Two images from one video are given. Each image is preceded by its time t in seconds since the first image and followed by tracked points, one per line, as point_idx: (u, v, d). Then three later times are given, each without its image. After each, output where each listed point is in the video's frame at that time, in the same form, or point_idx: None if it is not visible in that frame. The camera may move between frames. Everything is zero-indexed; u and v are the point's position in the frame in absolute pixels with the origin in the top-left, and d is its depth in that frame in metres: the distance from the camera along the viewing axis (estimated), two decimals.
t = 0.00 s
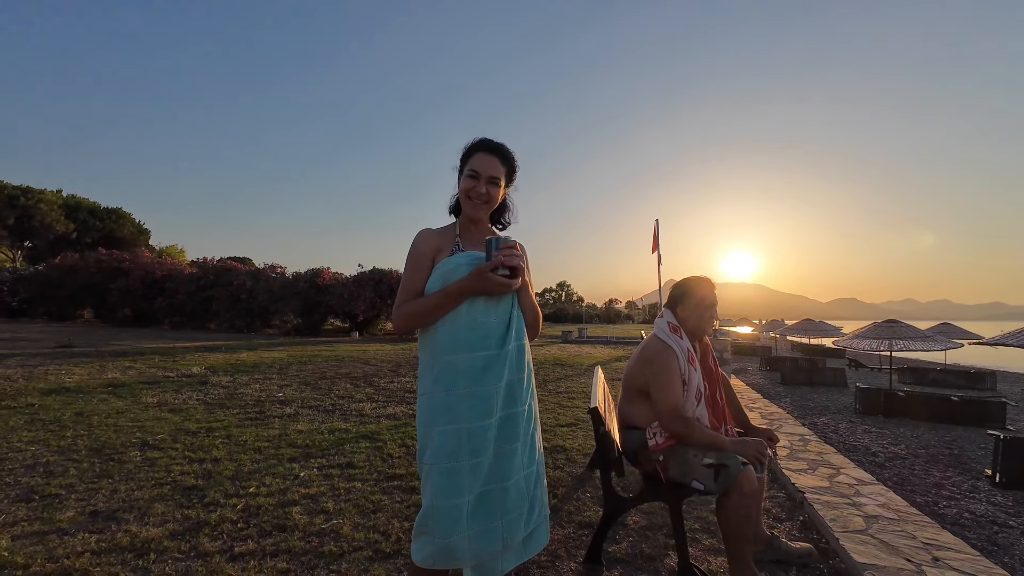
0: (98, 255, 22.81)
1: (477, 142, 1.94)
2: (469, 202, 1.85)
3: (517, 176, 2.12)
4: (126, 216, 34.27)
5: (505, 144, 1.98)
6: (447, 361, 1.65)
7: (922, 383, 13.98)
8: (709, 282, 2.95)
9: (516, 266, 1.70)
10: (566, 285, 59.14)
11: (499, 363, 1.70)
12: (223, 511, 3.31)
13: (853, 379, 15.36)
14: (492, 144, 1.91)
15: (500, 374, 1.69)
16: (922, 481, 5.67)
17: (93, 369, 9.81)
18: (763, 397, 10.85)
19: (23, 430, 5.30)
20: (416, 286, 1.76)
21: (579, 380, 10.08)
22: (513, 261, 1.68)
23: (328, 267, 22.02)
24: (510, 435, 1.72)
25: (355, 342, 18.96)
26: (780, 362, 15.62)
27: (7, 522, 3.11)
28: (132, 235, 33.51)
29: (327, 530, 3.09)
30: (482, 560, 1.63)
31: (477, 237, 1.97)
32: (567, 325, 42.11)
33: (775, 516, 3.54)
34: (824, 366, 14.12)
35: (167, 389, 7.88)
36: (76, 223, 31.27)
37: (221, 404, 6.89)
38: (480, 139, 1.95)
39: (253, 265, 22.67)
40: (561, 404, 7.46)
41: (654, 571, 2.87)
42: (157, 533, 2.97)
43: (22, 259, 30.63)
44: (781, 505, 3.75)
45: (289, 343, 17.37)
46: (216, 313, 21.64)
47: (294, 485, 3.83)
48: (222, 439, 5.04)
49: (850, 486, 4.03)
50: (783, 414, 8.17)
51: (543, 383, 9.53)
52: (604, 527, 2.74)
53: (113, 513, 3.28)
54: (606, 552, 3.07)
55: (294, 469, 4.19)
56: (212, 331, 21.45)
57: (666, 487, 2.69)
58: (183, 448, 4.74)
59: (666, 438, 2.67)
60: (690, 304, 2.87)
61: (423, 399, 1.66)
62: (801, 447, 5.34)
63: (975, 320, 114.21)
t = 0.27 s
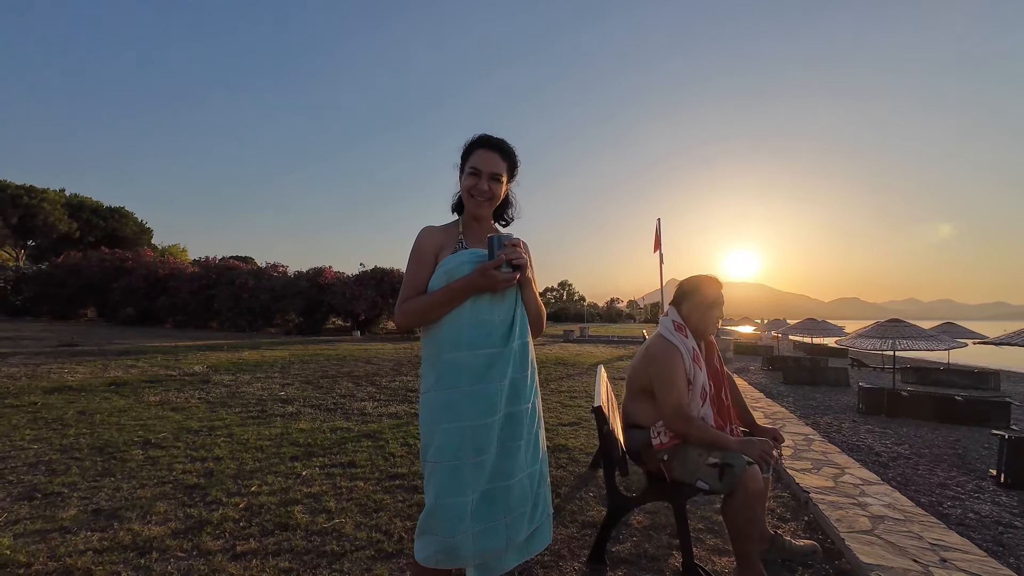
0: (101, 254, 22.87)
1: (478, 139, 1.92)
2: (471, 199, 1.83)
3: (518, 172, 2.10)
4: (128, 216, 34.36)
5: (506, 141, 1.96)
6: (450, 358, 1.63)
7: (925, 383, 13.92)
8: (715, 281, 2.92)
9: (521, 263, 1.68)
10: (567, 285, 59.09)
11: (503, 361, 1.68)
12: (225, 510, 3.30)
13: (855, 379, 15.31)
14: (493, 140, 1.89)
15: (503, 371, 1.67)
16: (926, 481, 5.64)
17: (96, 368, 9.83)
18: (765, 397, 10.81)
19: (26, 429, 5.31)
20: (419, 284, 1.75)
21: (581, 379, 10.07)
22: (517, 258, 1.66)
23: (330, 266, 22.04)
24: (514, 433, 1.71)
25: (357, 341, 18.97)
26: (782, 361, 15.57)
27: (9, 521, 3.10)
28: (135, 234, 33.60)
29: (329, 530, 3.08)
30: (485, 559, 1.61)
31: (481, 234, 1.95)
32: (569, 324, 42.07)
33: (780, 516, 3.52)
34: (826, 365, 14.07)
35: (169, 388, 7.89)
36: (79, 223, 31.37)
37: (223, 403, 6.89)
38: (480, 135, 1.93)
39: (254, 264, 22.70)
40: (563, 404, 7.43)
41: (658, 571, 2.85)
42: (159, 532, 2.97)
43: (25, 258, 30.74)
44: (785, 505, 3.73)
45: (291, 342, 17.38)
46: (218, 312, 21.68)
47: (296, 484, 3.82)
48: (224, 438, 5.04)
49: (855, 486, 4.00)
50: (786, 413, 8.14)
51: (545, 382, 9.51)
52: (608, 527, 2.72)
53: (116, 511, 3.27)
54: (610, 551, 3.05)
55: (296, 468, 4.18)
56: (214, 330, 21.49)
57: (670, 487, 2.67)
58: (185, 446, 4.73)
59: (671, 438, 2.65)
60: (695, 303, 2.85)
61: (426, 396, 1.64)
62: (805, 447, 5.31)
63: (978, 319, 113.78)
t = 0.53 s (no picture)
0: (103, 253, 22.92)
1: (479, 138, 1.92)
2: (474, 199, 1.83)
3: (520, 171, 2.09)
4: (131, 215, 34.45)
5: (507, 140, 1.95)
6: (454, 358, 1.63)
7: (928, 382, 13.87)
8: (718, 281, 2.92)
9: (525, 262, 1.67)
10: (569, 284, 59.05)
11: (507, 361, 1.67)
12: (228, 509, 3.30)
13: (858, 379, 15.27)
14: (494, 140, 1.89)
15: (508, 372, 1.67)
16: (929, 481, 5.62)
17: (99, 366, 9.85)
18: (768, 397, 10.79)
19: (30, 427, 5.33)
20: (424, 284, 1.74)
21: (583, 379, 10.06)
22: (521, 259, 1.66)
23: (332, 265, 22.06)
24: (518, 433, 1.70)
25: (359, 340, 18.98)
26: (784, 361, 15.54)
27: (14, 519, 3.11)
28: (138, 233, 33.68)
29: (332, 529, 3.08)
30: (490, 559, 1.60)
31: (485, 234, 1.95)
32: (570, 323, 42.05)
33: (783, 517, 3.51)
34: (828, 365, 14.04)
35: (171, 387, 7.91)
36: (81, 222, 31.46)
37: (226, 402, 6.91)
38: (481, 135, 1.93)
39: (257, 263, 22.73)
40: (565, 403, 7.43)
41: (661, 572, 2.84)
42: (163, 531, 2.97)
43: (29, 256, 30.83)
44: (789, 505, 3.72)
45: (293, 341, 17.40)
46: (220, 310, 21.73)
47: (299, 483, 3.83)
48: (227, 437, 5.05)
49: (858, 486, 3.99)
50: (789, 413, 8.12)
51: (547, 381, 9.50)
52: (612, 527, 2.71)
53: (119, 510, 3.28)
54: (613, 552, 3.05)
55: (299, 467, 4.19)
56: (217, 329, 21.54)
57: (674, 487, 2.66)
58: (188, 445, 4.75)
59: (674, 438, 2.64)
60: (699, 303, 2.84)
61: (431, 396, 1.64)
62: (808, 447, 5.30)
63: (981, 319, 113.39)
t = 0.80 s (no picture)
0: (106, 252, 22.99)
1: (478, 137, 1.92)
2: (474, 197, 1.83)
3: (519, 169, 2.09)
4: (134, 214, 34.53)
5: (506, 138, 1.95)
6: (454, 358, 1.63)
7: (931, 382, 13.82)
8: (719, 281, 2.91)
9: (525, 261, 1.67)
10: (570, 282, 58.98)
11: (507, 361, 1.67)
12: (230, 508, 3.32)
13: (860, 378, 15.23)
14: (493, 138, 1.89)
15: (508, 371, 1.67)
16: (931, 481, 5.61)
17: (102, 365, 9.88)
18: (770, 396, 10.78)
19: (34, 426, 5.35)
20: (424, 283, 1.74)
21: (585, 378, 10.06)
22: (522, 258, 1.66)
23: (333, 264, 22.08)
24: (518, 433, 1.70)
25: (360, 339, 19.00)
26: (786, 360, 15.51)
27: (17, 518, 3.13)
28: (140, 232, 33.77)
29: (334, 528, 3.09)
30: (489, 558, 1.61)
31: (486, 232, 1.95)
32: (572, 322, 42.03)
33: (784, 517, 3.51)
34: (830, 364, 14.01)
35: (174, 386, 7.93)
36: (84, 221, 31.56)
37: (228, 401, 6.92)
38: (480, 134, 1.93)
39: (258, 262, 22.77)
40: (566, 402, 7.43)
41: (662, 572, 2.84)
42: (165, 530, 2.99)
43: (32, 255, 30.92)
44: (790, 505, 3.71)
45: (294, 339, 17.43)
46: (222, 309, 21.78)
47: (300, 482, 3.83)
48: (229, 436, 5.07)
49: (860, 487, 3.98)
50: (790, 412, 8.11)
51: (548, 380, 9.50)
52: (612, 527, 2.71)
53: (122, 509, 3.29)
54: (614, 552, 3.05)
55: (300, 466, 4.20)
56: (219, 328, 21.61)
57: (674, 487, 2.66)
58: (190, 444, 4.76)
59: (674, 438, 2.64)
60: (700, 303, 2.84)
61: (431, 396, 1.64)
62: (810, 446, 5.29)
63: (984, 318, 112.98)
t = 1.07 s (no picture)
0: (108, 251, 23.05)
1: (478, 135, 1.93)
2: (475, 194, 1.83)
3: (520, 167, 2.10)
4: (136, 213, 34.62)
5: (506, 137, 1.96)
6: (455, 357, 1.63)
7: (933, 381, 13.79)
8: (720, 280, 2.91)
9: (526, 260, 1.67)
10: (571, 281, 58.95)
11: (507, 359, 1.68)
12: (233, 505, 3.34)
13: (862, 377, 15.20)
14: (493, 136, 1.90)
15: (508, 370, 1.68)
16: (933, 480, 5.60)
17: (104, 364, 9.92)
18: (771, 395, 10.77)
19: (37, 424, 5.37)
20: (425, 281, 1.75)
21: (586, 377, 10.07)
22: (523, 256, 1.66)
23: (335, 263, 22.10)
24: (518, 430, 1.71)
25: (361, 337, 19.03)
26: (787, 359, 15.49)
27: (22, 514, 3.15)
28: (142, 231, 33.85)
29: (336, 525, 3.11)
30: (490, 554, 1.62)
31: (487, 231, 1.95)
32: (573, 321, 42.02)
33: (785, 515, 3.51)
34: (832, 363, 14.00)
35: (176, 384, 7.96)
36: (87, 220, 31.65)
37: (230, 399, 6.95)
38: (481, 133, 1.94)
39: (260, 261, 22.81)
40: (567, 401, 7.45)
41: (662, 569, 2.85)
42: (169, 527, 3.01)
43: (34, 254, 31.00)
44: (791, 504, 3.72)
45: (296, 338, 17.45)
46: (224, 308, 21.85)
47: (302, 480, 3.85)
48: (232, 434, 5.09)
49: (861, 485, 3.99)
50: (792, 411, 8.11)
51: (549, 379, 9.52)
52: (613, 526, 2.72)
53: (125, 506, 3.31)
54: (614, 550, 3.06)
55: (302, 464, 4.22)
56: (221, 326, 21.68)
57: (675, 485, 2.66)
58: (193, 442, 4.78)
59: (675, 436, 2.64)
60: (701, 302, 2.84)
61: (432, 395, 1.65)
62: (811, 445, 5.29)
63: (987, 317, 112.61)
